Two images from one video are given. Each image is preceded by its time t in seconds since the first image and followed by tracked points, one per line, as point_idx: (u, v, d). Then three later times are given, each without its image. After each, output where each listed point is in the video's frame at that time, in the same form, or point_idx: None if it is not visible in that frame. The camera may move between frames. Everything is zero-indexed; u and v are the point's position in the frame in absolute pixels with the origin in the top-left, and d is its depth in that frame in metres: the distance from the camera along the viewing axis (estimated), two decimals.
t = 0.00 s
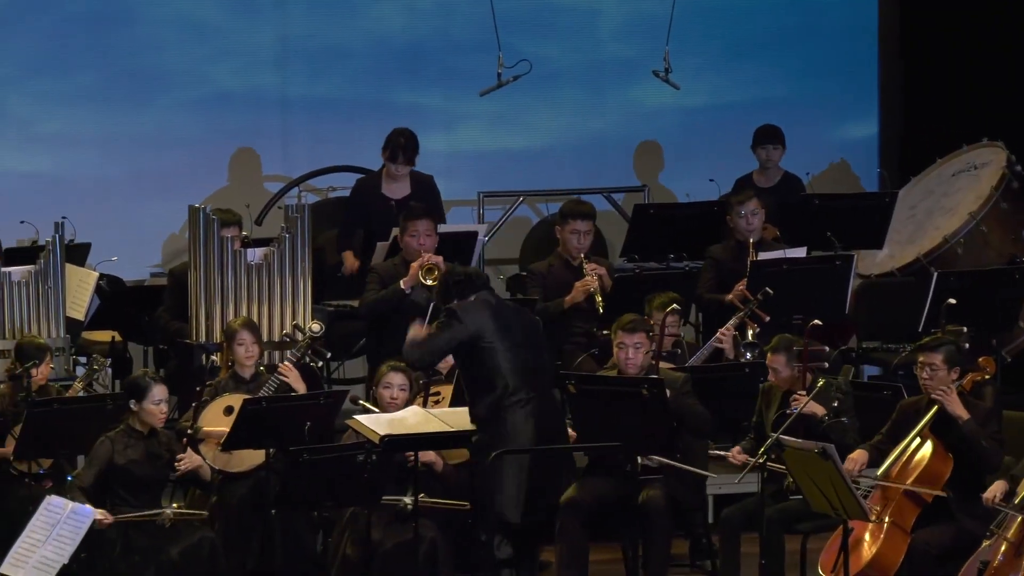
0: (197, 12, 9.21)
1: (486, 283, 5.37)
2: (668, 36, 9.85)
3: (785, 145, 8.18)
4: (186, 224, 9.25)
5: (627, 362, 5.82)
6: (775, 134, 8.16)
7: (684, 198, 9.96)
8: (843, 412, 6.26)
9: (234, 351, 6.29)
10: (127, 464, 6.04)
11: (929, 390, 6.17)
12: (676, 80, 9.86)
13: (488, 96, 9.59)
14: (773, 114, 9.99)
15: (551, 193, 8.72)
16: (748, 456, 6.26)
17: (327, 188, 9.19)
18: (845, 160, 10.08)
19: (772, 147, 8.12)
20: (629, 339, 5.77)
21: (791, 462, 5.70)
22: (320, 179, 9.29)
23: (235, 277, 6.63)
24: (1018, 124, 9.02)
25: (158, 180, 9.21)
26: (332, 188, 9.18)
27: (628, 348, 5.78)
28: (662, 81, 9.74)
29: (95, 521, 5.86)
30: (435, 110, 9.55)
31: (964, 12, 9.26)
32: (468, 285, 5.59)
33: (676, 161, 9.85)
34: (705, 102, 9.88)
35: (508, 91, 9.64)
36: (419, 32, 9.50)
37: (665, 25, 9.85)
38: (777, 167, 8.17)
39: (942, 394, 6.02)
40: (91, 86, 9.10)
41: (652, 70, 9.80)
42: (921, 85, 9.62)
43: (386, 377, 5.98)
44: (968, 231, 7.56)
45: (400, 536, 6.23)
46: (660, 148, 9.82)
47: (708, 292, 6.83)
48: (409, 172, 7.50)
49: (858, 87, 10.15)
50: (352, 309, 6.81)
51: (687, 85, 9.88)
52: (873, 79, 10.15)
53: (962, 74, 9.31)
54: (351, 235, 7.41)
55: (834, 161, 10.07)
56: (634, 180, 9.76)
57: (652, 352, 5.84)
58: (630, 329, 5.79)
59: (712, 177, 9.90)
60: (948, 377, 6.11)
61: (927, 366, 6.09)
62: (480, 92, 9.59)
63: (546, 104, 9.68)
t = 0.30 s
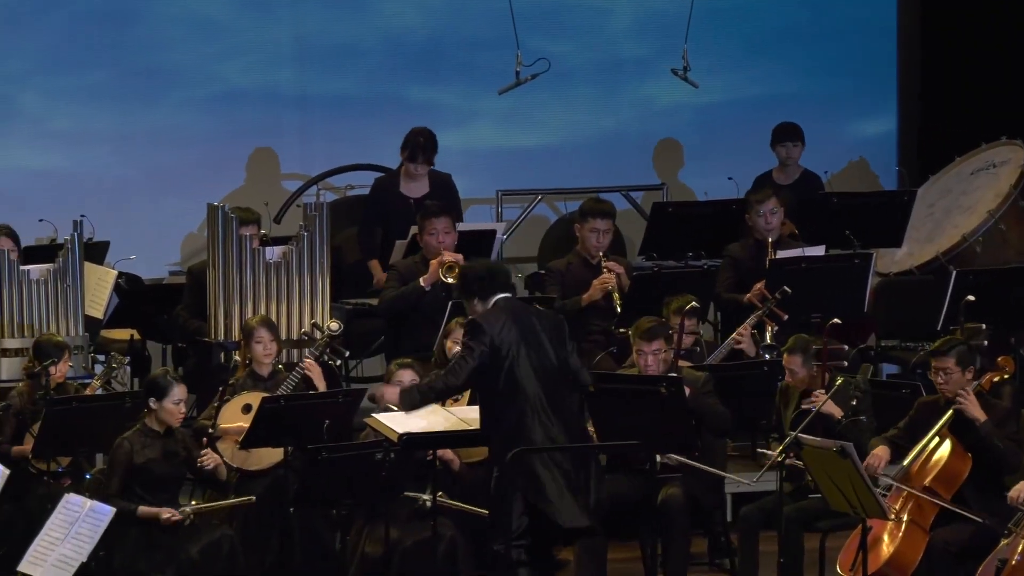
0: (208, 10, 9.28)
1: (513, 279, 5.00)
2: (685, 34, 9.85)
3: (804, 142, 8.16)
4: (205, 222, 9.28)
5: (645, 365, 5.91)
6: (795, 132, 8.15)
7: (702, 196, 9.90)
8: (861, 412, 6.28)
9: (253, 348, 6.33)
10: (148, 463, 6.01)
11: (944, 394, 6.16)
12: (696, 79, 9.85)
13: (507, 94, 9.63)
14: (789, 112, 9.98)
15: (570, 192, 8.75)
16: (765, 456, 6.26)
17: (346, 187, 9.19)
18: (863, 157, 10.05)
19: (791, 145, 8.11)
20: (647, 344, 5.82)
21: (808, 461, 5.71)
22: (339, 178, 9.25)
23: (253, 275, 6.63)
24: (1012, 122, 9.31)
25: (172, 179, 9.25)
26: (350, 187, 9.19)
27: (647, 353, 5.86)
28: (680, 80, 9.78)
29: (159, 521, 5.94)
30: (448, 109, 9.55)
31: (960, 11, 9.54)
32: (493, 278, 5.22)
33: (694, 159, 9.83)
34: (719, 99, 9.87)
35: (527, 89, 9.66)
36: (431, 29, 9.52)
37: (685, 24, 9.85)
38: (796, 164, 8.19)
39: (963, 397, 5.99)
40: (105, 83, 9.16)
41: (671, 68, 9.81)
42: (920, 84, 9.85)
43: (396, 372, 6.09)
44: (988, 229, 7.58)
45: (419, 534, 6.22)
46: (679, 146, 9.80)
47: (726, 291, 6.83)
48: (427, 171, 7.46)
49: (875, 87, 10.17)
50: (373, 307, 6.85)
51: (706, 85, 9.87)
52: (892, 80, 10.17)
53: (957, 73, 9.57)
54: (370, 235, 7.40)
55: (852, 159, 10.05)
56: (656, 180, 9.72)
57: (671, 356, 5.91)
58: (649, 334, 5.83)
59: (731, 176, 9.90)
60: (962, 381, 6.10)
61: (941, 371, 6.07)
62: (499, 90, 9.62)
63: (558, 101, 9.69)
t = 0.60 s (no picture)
0: (224, 6, 9.31)
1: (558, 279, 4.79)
2: (704, 35, 9.88)
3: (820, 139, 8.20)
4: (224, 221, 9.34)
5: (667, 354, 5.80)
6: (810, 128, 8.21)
7: (721, 194, 9.92)
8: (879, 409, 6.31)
9: (271, 347, 6.29)
10: (162, 460, 6.00)
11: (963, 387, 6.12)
12: (715, 76, 9.88)
13: (524, 92, 9.64)
14: (803, 110, 9.99)
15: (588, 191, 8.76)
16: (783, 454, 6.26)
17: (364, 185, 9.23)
18: (881, 156, 10.09)
19: (807, 142, 8.15)
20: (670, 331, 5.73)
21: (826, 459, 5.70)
22: (358, 175, 9.32)
23: (272, 274, 6.63)
24: None
25: (187, 173, 9.33)
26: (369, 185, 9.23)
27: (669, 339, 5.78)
28: (699, 77, 9.73)
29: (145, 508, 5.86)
30: (461, 106, 9.59)
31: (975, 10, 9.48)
32: (534, 259, 4.99)
33: (711, 155, 9.84)
34: (730, 96, 9.89)
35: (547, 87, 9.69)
36: (445, 25, 9.55)
37: (703, 26, 9.88)
38: (810, 162, 8.19)
39: (979, 387, 6.00)
40: (118, 80, 9.22)
41: (689, 67, 9.84)
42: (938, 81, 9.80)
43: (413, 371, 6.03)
44: (1007, 226, 7.58)
45: (437, 531, 6.21)
46: (696, 146, 9.83)
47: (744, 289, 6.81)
48: (444, 167, 7.43)
49: (892, 83, 10.16)
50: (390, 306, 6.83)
51: (723, 83, 9.90)
52: (909, 77, 10.15)
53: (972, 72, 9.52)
54: (388, 232, 7.41)
55: (872, 157, 10.09)
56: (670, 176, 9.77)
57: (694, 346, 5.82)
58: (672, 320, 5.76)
59: (749, 174, 9.90)
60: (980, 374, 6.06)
61: (959, 362, 6.03)
62: (517, 87, 9.64)
63: (571, 98, 9.70)
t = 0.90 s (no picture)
0: (238, 3, 9.33)
1: (586, 280, 4.81)
2: (724, 32, 9.88)
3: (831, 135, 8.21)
4: (242, 219, 9.37)
5: (687, 352, 5.78)
6: (822, 124, 8.20)
7: (740, 192, 9.90)
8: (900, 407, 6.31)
9: (288, 346, 6.29)
10: (183, 460, 6.01)
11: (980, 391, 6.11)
12: (733, 73, 9.89)
13: (543, 91, 9.66)
14: (817, 108, 9.99)
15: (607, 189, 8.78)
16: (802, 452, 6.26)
17: (383, 183, 9.21)
18: (901, 154, 10.07)
19: (817, 138, 8.17)
20: (690, 328, 5.72)
21: (846, 457, 5.70)
22: (376, 174, 9.31)
23: (291, 272, 6.64)
24: None
25: (206, 171, 9.34)
26: (388, 183, 9.20)
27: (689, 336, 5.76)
28: (718, 76, 9.77)
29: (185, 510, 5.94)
30: (473, 103, 9.60)
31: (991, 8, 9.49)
32: (568, 260, 5.01)
33: (725, 152, 9.83)
34: (745, 92, 9.88)
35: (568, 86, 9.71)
36: (459, 22, 9.57)
37: (721, 22, 9.88)
38: (822, 158, 8.24)
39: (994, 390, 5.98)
40: (131, 78, 9.23)
41: (708, 64, 9.82)
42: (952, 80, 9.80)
43: (435, 373, 6.00)
44: None
45: (455, 529, 6.21)
46: (712, 145, 9.82)
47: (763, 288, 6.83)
48: (463, 164, 7.49)
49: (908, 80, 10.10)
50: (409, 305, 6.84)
51: (744, 80, 9.89)
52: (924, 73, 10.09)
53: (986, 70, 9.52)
54: (407, 230, 7.43)
55: (890, 156, 10.06)
56: (685, 174, 9.78)
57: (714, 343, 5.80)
58: (692, 318, 5.75)
59: (768, 172, 9.90)
60: (998, 377, 6.05)
61: (975, 368, 6.02)
62: (536, 86, 9.67)
63: (583, 96, 9.73)
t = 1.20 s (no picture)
0: None
1: (598, 289, 4.79)
2: (742, 30, 9.91)
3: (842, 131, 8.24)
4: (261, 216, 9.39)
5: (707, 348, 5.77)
6: (834, 121, 8.22)
7: (758, 190, 9.98)
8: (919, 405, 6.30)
9: (306, 343, 6.31)
10: (204, 456, 6.08)
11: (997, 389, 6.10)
12: (750, 71, 9.90)
13: (562, 87, 9.70)
14: (830, 105, 9.99)
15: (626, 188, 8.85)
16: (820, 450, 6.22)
17: (401, 180, 9.22)
18: (919, 152, 10.09)
19: (829, 135, 8.18)
20: (710, 324, 5.72)
21: (863, 454, 5.67)
22: (394, 171, 9.31)
23: (309, 269, 6.63)
24: None
25: (223, 167, 9.34)
26: (405, 180, 9.21)
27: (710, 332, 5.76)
28: (736, 73, 9.79)
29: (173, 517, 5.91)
30: (483, 95, 9.63)
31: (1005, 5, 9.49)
32: (582, 268, 4.99)
33: (739, 151, 9.85)
34: (757, 88, 9.89)
35: (583, 83, 9.72)
36: (473, 20, 9.58)
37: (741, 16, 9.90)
38: (833, 154, 8.27)
39: (997, 412, 5.83)
40: (145, 74, 9.21)
41: (726, 62, 9.85)
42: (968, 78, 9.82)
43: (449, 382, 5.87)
44: None
45: (472, 528, 6.19)
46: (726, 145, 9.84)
47: (781, 285, 6.84)
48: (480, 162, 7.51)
49: (920, 78, 10.13)
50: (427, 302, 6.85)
51: (761, 77, 9.91)
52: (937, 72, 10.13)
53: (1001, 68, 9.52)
54: (425, 228, 7.45)
55: (907, 154, 10.08)
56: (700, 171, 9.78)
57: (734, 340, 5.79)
58: (713, 313, 5.75)
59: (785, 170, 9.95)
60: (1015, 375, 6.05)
61: (992, 366, 6.03)
62: (554, 84, 9.68)
63: (596, 93, 9.74)
